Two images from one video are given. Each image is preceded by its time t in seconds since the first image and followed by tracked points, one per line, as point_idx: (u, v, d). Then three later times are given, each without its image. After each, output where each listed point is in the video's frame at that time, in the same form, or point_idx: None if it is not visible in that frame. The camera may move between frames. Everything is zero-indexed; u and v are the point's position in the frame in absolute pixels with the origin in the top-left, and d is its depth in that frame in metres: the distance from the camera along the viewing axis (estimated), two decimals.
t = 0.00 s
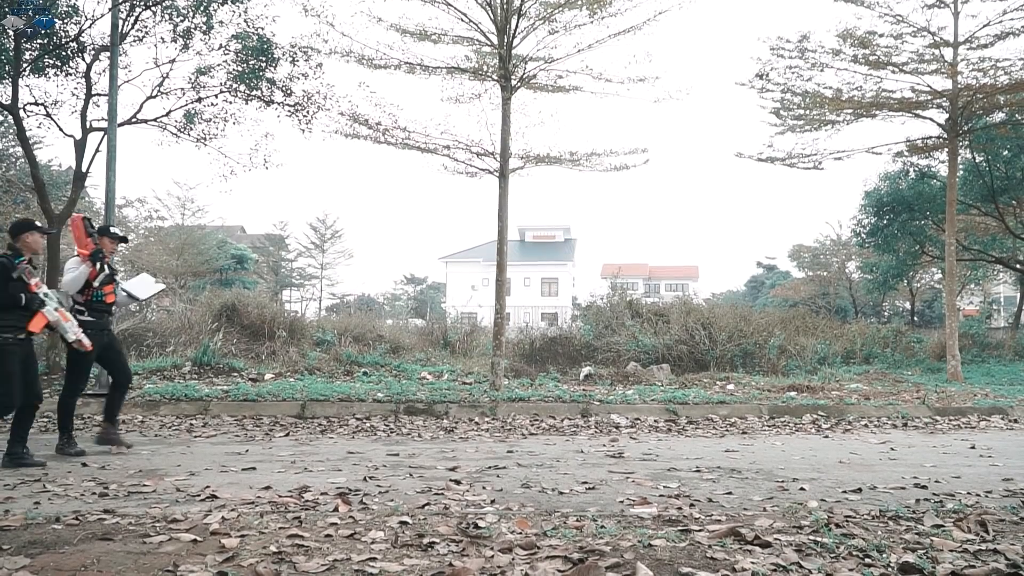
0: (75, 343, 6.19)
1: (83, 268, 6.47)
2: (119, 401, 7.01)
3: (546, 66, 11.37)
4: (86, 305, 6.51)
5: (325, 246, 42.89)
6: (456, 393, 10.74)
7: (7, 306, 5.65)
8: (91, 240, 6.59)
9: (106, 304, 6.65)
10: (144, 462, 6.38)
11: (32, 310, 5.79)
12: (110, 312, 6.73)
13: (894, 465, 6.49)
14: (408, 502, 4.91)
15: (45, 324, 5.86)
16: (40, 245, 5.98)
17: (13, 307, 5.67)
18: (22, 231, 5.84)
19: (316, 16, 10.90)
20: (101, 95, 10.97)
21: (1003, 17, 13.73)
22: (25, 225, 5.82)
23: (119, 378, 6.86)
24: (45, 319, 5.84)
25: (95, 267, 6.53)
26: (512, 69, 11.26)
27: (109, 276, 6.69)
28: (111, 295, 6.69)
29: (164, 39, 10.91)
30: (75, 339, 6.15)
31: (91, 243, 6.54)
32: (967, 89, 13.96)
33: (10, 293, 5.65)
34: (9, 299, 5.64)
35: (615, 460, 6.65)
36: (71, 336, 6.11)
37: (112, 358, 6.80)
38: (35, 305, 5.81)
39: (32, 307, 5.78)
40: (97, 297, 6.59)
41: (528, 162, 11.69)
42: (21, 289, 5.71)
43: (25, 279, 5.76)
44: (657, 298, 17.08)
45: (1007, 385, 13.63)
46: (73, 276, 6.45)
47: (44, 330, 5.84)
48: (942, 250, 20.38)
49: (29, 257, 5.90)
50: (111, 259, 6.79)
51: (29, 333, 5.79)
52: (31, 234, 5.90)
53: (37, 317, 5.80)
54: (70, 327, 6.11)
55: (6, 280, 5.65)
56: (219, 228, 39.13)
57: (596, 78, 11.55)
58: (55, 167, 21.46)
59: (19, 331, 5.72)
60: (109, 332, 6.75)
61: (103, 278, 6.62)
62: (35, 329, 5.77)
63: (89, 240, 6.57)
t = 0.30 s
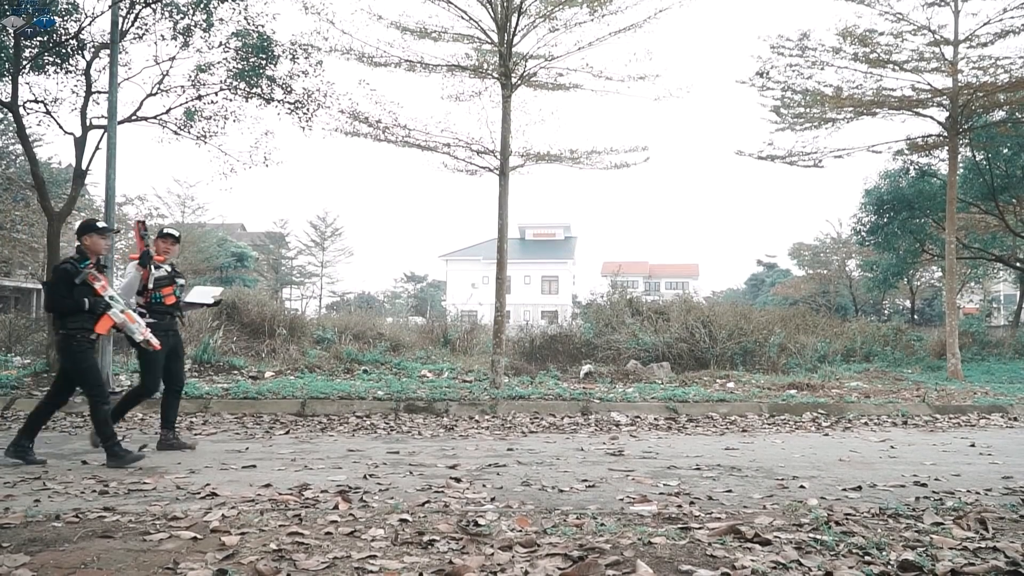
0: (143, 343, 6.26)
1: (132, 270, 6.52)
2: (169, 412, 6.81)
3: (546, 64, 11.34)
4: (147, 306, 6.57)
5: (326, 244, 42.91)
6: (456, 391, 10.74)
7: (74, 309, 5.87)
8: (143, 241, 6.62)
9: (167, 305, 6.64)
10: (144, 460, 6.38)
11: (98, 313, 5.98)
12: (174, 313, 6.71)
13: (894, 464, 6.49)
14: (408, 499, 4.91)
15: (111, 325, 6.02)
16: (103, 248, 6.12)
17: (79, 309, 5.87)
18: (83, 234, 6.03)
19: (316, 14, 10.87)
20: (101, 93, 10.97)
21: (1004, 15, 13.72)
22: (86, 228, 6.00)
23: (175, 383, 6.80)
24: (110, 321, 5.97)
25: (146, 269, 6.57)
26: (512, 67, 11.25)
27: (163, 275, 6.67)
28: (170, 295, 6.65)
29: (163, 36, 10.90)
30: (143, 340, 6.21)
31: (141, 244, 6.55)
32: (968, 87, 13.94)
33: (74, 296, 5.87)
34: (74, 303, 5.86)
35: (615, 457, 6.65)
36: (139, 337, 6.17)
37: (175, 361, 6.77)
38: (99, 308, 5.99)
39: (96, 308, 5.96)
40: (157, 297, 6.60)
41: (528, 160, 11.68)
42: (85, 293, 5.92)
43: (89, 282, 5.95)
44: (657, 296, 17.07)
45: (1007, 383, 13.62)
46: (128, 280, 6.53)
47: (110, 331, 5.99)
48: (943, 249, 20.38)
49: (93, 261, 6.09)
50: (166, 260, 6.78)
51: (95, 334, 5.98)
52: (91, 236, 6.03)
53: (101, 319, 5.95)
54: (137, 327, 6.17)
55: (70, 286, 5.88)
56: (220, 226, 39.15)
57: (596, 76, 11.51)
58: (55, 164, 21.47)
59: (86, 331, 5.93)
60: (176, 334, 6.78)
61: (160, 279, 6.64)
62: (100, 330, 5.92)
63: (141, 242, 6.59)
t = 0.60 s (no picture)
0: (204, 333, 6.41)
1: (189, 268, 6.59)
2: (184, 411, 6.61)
3: (547, 62, 11.33)
4: (205, 304, 6.66)
5: (326, 243, 42.91)
6: (456, 389, 10.74)
7: (152, 298, 5.95)
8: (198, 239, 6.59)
9: (225, 303, 6.75)
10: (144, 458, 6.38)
11: (171, 301, 6.09)
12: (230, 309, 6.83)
13: (894, 462, 6.49)
14: (408, 497, 4.91)
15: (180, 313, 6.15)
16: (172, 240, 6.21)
17: (157, 298, 5.96)
18: (154, 226, 6.08)
19: (316, 12, 10.85)
20: (101, 91, 10.92)
21: (1004, 13, 13.72)
22: (159, 219, 6.06)
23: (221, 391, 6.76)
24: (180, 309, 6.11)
25: (201, 268, 6.62)
26: (512, 65, 11.23)
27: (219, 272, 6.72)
28: (228, 293, 6.77)
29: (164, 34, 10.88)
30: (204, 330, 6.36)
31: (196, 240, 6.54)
32: (968, 85, 13.93)
33: (153, 284, 5.94)
34: (153, 292, 5.94)
35: (615, 456, 6.65)
36: (201, 326, 6.34)
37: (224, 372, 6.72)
38: (171, 297, 6.09)
39: (169, 297, 6.06)
40: (216, 294, 6.70)
41: (528, 158, 11.67)
42: (162, 281, 6.02)
43: (164, 271, 6.05)
44: (657, 293, 17.05)
45: (1008, 381, 13.61)
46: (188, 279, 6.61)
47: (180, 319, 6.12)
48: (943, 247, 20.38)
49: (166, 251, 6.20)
50: (222, 259, 6.82)
51: (166, 323, 6.07)
52: (161, 228, 6.09)
53: (171, 307, 6.07)
54: (202, 317, 6.34)
55: (149, 274, 5.94)
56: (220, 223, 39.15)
57: (596, 75, 11.50)
58: (55, 162, 21.45)
59: (159, 320, 6.01)
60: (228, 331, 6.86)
61: (218, 277, 6.71)
62: (172, 318, 6.02)
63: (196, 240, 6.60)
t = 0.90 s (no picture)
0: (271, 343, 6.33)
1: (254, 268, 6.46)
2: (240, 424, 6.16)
3: (546, 60, 11.31)
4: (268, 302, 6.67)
5: (326, 241, 42.91)
6: (456, 388, 10.74)
7: (224, 303, 5.83)
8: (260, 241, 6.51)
9: (286, 300, 6.73)
10: (145, 456, 6.38)
11: (242, 307, 5.97)
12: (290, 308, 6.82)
13: (894, 460, 6.48)
14: (408, 496, 4.91)
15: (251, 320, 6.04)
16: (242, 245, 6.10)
17: (228, 303, 5.83)
18: (229, 232, 6.02)
19: (316, 10, 10.84)
20: (101, 88, 11.07)
21: (1004, 12, 13.72)
22: (232, 226, 6.00)
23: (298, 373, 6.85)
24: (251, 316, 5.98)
25: (266, 266, 6.56)
26: (512, 64, 11.21)
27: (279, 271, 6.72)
28: (289, 291, 6.76)
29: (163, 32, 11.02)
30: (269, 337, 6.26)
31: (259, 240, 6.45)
32: (967, 84, 13.93)
33: (226, 289, 5.83)
34: (226, 296, 5.82)
35: (614, 454, 6.65)
36: (269, 336, 6.25)
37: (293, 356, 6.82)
38: (243, 303, 5.96)
39: (241, 303, 5.95)
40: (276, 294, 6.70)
41: (528, 157, 11.67)
42: (235, 287, 5.89)
43: (236, 277, 5.94)
44: (657, 292, 17.04)
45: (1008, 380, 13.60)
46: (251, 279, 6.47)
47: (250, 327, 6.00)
48: (942, 245, 20.37)
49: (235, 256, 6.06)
50: (282, 257, 6.82)
51: (238, 329, 5.95)
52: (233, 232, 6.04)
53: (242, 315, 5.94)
54: (270, 326, 6.28)
55: (224, 278, 5.83)
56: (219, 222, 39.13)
57: (596, 73, 11.50)
58: (55, 160, 21.45)
59: (230, 326, 5.90)
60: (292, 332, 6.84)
61: (280, 275, 6.71)
62: (242, 325, 5.92)
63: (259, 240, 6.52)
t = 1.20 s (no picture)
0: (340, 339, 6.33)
1: (325, 270, 6.52)
2: (322, 417, 6.10)
3: (547, 60, 11.31)
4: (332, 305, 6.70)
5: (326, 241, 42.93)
6: (456, 387, 10.74)
7: (287, 306, 5.94)
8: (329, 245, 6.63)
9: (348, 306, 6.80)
10: (145, 455, 6.39)
11: (305, 309, 6.05)
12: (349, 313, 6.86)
13: (894, 460, 6.48)
14: (409, 495, 4.92)
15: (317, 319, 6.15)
16: (307, 247, 6.16)
17: (290, 305, 5.93)
18: (295, 234, 6.10)
19: (316, 9, 10.84)
20: (101, 88, 11.06)
21: (1004, 11, 13.71)
22: (302, 230, 6.09)
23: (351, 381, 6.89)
24: (315, 316, 6.06)
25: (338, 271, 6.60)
26: (512, 63, 11.21)
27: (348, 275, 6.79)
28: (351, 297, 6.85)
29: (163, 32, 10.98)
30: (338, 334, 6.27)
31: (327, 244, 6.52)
32: (967, 83, 13.92)
33: (288, 293, 5.92)
34: (289, 301, 5.91)
35: (614, 454, 6.66)
36: (338, 332, 6.25)
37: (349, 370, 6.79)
38: (307, 304, 6.06)
39: (306, 305, 6.04)
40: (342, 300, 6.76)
41: (528, 156, 11.66)
42: (297, 290, 5.97)
43: (299, 280, 6.01)
44: (657, 292, 17.03)
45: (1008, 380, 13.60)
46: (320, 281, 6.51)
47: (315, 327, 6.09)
48: (942, 245, 20.37)
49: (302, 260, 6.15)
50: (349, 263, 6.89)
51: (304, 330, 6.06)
52: (301, 235, 6.13)
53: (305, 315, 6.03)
54: (338, 323, 6.25)
55: (285, 284, 5.93)
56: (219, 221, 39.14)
57: (596, 73, 11.49)
58: (55, 159, 21.47)
59: (295, 327, 6.00)
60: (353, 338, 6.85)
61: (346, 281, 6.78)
62: (308, 326, 6.02)
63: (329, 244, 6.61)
